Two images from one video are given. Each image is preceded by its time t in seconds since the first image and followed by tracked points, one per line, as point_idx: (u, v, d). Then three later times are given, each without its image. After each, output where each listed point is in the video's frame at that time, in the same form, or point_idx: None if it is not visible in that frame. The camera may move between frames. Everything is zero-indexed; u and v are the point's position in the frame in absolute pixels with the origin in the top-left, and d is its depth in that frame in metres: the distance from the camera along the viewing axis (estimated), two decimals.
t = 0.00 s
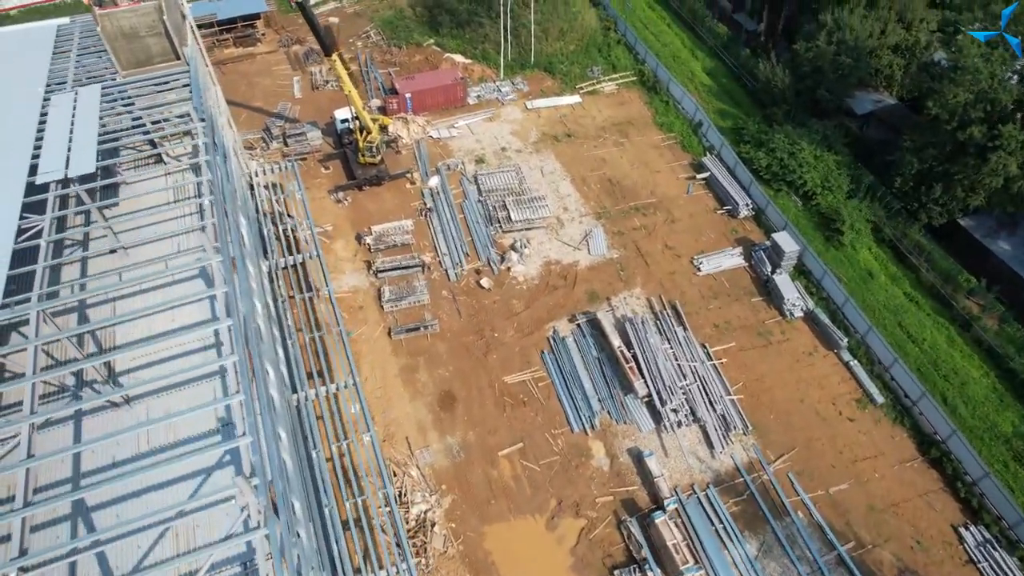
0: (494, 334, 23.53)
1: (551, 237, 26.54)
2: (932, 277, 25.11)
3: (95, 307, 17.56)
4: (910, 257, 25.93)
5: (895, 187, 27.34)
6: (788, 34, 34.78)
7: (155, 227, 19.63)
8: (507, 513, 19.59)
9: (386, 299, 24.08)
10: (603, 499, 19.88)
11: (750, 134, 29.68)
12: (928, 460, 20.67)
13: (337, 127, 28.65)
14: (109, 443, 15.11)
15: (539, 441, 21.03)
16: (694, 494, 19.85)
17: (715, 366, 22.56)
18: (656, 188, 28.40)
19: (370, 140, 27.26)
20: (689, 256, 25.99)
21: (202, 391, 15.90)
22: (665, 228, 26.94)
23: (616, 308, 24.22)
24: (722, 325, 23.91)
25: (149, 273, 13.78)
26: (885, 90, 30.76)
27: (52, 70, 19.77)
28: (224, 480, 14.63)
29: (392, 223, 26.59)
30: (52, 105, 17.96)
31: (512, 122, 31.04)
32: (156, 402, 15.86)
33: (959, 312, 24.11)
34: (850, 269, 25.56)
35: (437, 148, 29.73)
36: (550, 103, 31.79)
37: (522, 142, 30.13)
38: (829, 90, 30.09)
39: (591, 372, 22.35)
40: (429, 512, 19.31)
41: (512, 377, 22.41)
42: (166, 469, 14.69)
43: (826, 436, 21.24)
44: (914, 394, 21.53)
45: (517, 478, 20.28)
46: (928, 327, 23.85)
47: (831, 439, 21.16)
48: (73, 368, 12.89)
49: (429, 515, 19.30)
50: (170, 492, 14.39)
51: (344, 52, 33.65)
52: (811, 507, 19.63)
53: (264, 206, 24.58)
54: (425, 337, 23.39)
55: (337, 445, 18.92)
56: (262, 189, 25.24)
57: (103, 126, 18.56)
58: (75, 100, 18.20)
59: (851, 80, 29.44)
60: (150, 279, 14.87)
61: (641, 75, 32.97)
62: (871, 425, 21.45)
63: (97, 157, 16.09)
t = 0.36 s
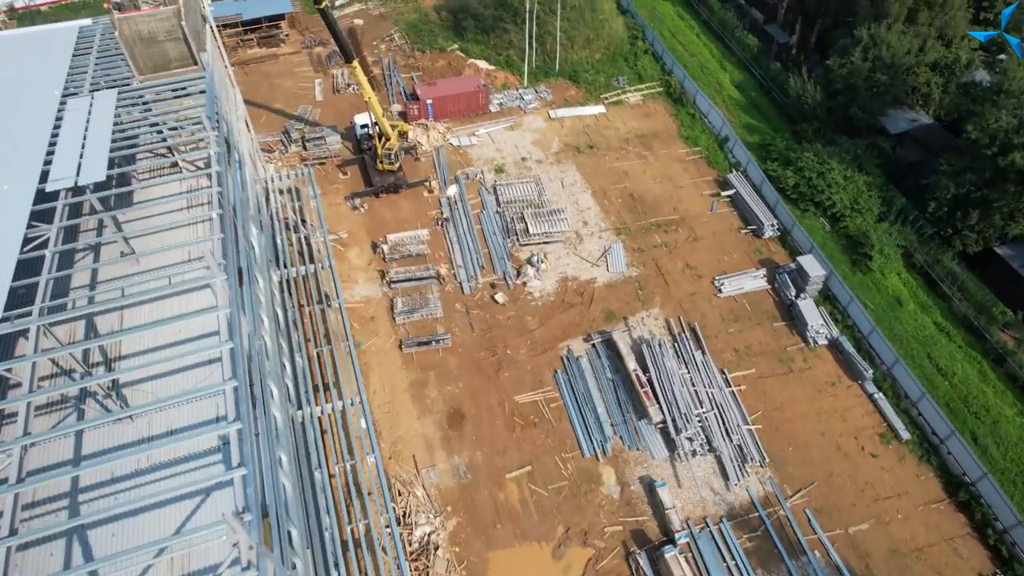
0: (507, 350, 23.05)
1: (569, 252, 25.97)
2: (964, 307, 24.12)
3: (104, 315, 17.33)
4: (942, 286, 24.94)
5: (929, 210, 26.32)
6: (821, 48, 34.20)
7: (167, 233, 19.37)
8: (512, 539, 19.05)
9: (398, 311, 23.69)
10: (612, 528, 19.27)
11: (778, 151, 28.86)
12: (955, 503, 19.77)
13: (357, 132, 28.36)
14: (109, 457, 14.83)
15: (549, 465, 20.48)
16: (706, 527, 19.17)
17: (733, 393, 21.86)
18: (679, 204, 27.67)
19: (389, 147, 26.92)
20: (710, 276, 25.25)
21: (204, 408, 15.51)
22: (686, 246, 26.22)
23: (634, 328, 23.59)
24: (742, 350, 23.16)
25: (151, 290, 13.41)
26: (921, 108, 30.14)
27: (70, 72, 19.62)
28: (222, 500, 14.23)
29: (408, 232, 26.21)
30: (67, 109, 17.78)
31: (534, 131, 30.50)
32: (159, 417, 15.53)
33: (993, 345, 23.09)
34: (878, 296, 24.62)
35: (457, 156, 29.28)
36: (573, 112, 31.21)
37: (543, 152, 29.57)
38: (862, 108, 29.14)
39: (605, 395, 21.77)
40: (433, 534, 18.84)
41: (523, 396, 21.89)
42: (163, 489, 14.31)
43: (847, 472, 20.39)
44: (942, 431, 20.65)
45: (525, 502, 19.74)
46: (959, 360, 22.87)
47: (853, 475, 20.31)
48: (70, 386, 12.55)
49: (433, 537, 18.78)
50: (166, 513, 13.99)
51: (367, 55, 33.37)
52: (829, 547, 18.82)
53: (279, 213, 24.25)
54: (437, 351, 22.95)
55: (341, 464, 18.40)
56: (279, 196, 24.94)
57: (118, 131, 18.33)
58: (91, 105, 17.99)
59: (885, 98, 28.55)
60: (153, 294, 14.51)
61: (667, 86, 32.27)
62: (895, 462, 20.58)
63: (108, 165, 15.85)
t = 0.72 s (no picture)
0: (517, 369, 22.52)
1: (586, 268, 25.38)
2: (997, 340, 23.06)
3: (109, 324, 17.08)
4: (974, 316, 23.92)
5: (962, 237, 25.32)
6: (853, 62, 33.25)
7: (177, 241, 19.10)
8: (516, 566, 18.49)
9: (408, 324, 23.25)
10: (619, 560, 18.66)
11: (805, 170, 27.98)
12: (983, 549, 18.87)
13: (375, 138, 28.03)
14: (106, 472, 14.46)
15: (557, 491, 19.93)
16: (717, 563, 18.49)
17: (750, 423, 21.14)
18: (700, 221, 26.92)
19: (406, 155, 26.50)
20: (730, 298, 24.50)
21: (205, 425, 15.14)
22: (707, 265, 25.50)
23: (650, 351, 22.93)
24: (761, 377, 22.41)
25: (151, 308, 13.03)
26: (956, 129, 28.66)
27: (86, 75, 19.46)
28: (219, 523, 13.87)
29: (423, 242, 25.79)
30: (81, 114, 17.55)
31: (554, 141, 29.92)
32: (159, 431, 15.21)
33: None
34: (905, 325, 23.67)
35: (474, 165, 28.80)
36: (595, 123, 30.57)
37: (563, 164, 28.98)
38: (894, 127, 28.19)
39: (616, 420, 21.17)
40: (435, 558, 18.34)
41: (532, 417, 21.37)
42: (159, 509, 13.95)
43: (867, 511, 19.57)
44: (970, 472, 19.76)
45: (531, 528, 19.19)
46: (990, 396, 21.89)
47: (873, 515, 19.49)
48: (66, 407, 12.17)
49: (435, 561, 18.28)
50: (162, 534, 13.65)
51: (388, 59, 33.03)
52: None
53: (292, 220, 23.93)
54: (446, 367, 22.48)
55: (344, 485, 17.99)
56: (293, 202, 24.61)
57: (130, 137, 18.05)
58: (104, 110, 17.74)
59: (920, 117, 27.57)
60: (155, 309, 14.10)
61: (692, 98, 31.52)
62: (919, 502, 19.72)
63: (117, 174, 15.57)
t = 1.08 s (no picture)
0: (527, 387, 22.01)
1: (601, 285, 24.80)
2: None
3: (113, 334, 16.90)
4: (1004, 348, 22.92)
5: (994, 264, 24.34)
6: (884, 78, 32.18)
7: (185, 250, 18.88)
8: None
9: (417, 337, 22.84)
10: None
11: (830, 189, 27.12)
12: None
13: (391, 145, 27.76)
14: (102, 489, 14.26)
15: (562, 516, 19.39)
16: None
17: (764, 453, 20.45)
18: (720, 239, 26.20)
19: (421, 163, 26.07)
20: (748, 321, 23.77)
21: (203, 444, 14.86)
22: (725, 285, 24.79)
23: (663, 374, 22.30)
24: (778, 405, 21.68)
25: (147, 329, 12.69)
26: (991, 149, 27.91)
27: (100, 80, 19.28)
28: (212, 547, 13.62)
29: (436, 253, 25.38)
30: (91, 120, 17.36)
31: (572, 151, 29.35)
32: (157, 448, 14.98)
33: None
34: (932, 356, 22.75)
35: (491, 174, 28.32)
36: (615, 135, 29.92)
37: (581, 176, 28.39)
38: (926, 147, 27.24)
39: (626, 445, 20.60)
40: None
41: (540, 439, 20.86)
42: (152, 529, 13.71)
43: (885, 551, 18.77)
44: (996, 516, 18.90)
45: (534, 555, 18.65)
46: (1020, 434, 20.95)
47: (891, 556, 18.69)
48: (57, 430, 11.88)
49: None
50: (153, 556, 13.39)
51: (408, 64, 32.66)
52: None
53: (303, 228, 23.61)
54: (454, 383, 22.04)
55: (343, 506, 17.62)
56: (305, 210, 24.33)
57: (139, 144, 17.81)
58: (115, 117, 17.53)
59: (953, 137, 26.68)
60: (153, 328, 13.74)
61: (716, 111, 30.77)
62: (941, 545, 18.90)
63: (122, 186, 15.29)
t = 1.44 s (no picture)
0: (530, 407, 21.50)
1: (608, 301, 24.23)
2: None
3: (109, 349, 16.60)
4: None
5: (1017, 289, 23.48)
6: (905, 91, 31.47)
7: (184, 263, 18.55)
8: None
9: (420, 353, 22.41)
10: None
11: (848, 207, 26.36)
12: None
13: (399, 153, 27.38)
14: (91, 512, 13.95)
15: (563, 543, 18.86)
16: None
17: (773, 482, 19.81)
18: (733, 257, 25.55)
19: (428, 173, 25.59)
20: (760, 342, 23.12)
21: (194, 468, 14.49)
22: (737, 305, 24.15)
23: (670, 397, 21.71)
24: (788, 432, 21.03)
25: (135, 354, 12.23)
26: (1015, 168, 27.09)
27: (101, 88, 18.90)
28: None
29: (441, 265, 24.90)
30: (90, 130, 16.99)
31: (583, 162, 28.79)
32: (147, 470, 14.64)
33: None
34: (950, 384, 21.98)
35: (499, 184, 27.82)
36: (628, 146, 29.32)
37: (591, 187, 27.83)
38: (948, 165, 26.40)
39: (631, 471, 20.04)
40: None
41: (542, 461, 20.35)
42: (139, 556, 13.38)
43: None
44: (1016, 556, 18.14)
45: None
46: None
47: None
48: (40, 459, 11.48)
49: None
50: None
51: (418, 69, 32.23)
52: None
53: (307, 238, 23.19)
54: (456, 401, 21.57)
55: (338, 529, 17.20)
56: (309, 220, 23.94)
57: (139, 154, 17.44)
58: (115, 127, 17.18)
59: (977, 156, 25.85)
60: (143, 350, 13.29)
61: (732, 123, 30.07)
62: None
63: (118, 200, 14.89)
